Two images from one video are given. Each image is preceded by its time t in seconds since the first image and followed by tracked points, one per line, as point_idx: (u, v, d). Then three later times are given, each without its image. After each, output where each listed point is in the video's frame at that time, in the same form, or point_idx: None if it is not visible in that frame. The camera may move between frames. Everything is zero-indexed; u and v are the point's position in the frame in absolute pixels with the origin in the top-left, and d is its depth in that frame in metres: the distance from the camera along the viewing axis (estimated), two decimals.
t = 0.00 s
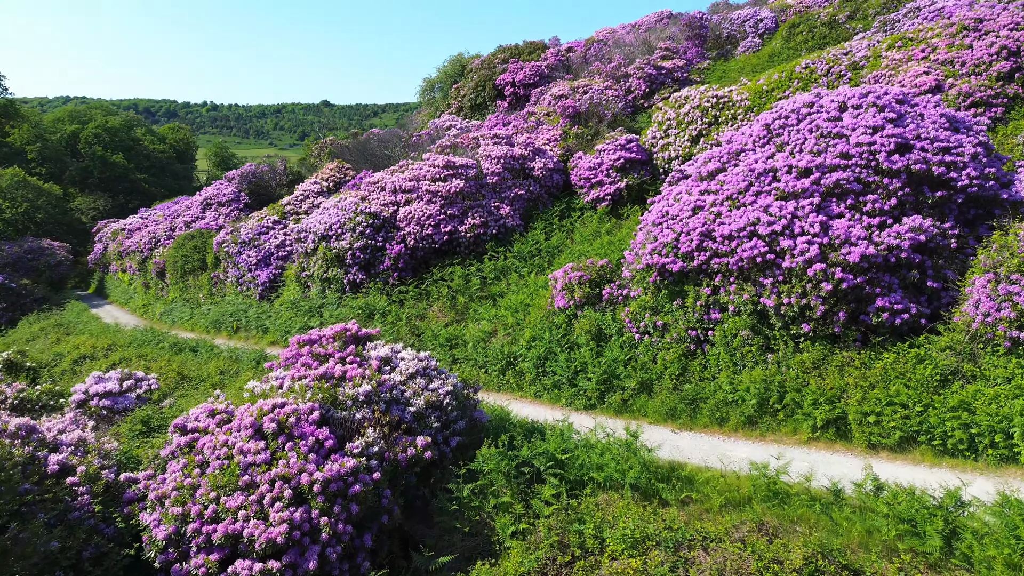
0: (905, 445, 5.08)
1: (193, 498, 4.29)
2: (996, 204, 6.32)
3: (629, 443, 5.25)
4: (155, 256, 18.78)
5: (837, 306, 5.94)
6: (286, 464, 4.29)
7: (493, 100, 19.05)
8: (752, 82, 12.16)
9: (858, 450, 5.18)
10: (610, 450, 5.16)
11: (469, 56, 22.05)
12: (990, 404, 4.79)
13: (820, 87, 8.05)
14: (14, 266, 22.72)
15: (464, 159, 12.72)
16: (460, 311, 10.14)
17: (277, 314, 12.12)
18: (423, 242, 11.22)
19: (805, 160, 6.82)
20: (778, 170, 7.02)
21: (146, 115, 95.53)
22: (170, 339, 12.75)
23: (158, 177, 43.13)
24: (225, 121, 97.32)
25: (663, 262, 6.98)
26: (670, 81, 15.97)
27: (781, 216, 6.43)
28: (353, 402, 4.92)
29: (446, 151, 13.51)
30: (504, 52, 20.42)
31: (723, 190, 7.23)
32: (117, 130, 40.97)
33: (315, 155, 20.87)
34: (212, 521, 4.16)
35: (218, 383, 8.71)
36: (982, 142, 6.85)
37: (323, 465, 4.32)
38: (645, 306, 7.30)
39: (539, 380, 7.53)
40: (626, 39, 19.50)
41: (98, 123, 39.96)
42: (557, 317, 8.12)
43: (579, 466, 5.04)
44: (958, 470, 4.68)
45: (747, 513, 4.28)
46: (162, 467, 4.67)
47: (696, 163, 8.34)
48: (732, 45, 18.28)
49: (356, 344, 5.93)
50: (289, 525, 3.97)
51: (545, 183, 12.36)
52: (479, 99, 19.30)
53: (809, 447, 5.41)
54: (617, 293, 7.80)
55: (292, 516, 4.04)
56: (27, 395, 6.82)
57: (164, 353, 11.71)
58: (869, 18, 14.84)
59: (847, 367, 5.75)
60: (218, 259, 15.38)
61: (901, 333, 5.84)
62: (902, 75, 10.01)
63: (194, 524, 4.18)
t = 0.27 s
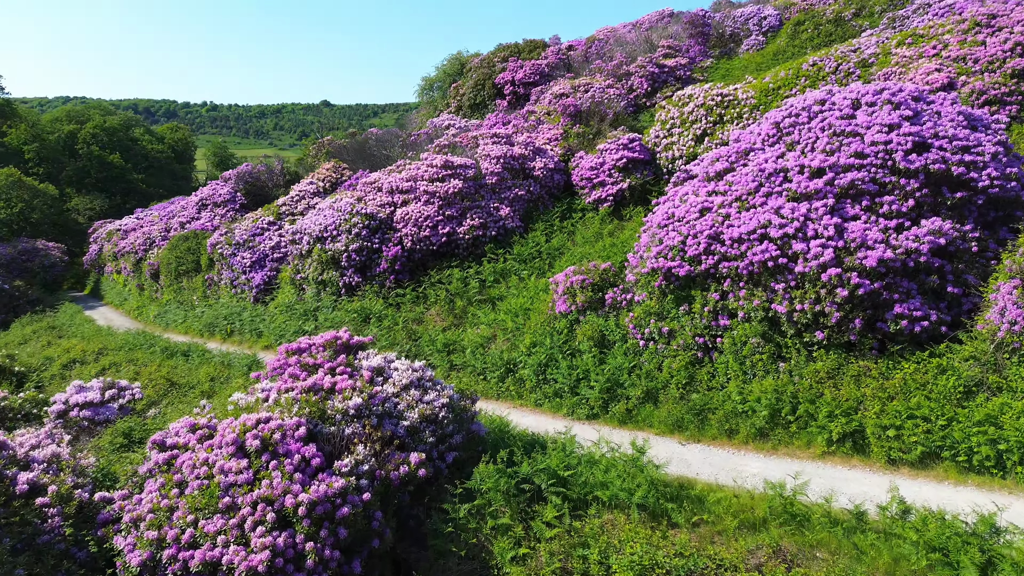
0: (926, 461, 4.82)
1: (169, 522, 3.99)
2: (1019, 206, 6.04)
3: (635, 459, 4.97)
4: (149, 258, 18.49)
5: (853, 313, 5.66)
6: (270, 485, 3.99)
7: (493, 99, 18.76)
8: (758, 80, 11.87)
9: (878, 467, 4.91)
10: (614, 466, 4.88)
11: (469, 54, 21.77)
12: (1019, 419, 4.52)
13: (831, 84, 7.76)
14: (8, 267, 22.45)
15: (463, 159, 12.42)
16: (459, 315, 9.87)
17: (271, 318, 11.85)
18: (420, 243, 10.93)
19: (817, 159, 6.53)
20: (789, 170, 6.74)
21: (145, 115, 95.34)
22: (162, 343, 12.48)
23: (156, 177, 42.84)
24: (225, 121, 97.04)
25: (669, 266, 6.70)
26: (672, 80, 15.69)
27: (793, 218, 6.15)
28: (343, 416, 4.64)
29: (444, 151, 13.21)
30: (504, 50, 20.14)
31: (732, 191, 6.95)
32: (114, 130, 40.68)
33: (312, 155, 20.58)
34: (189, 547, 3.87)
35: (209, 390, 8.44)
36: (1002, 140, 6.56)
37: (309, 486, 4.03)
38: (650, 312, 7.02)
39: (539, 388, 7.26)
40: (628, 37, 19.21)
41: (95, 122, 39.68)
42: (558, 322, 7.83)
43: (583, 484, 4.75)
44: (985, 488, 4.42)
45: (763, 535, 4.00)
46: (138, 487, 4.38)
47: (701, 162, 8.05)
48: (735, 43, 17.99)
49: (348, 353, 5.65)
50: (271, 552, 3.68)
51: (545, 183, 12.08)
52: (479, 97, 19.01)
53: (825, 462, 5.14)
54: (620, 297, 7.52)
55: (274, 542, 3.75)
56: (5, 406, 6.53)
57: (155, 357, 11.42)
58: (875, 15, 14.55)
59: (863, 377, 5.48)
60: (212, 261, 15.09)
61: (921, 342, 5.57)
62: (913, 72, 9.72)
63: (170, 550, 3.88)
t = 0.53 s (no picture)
0: (953, 479, 4.53)
1: (141, 550, 3.68)
2: None
3: (643, 477, 4.69)
4: (143, 259, 18.20)
5: (872, 321, 5.37)
6: (250, 510, 3.68)
7: (492, 99, 18.48)
8: (764, 78, 11.59)
9: (900, 485, 4.63)
10: (620, 485, 4.58)
11: (468, 53, 21.48)
12: None
13: (844, 81, 7.46)
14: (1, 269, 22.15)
15: (462, 159, 12.13)
16: (457, 320, 9.59)
17: (265, 322, 11.57)
18: (418, 246, 10.64)
19: (832, 159, 6.24)
20: (801, 171, 6.45)
21: (144, 115, 95.06)
22: (153, 347, 12.20)
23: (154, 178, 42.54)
24: (224, 121, 96.75)
25: (676, 271, 6.41)
26: (675, 78, 15.40)
27: (807, 221, 5.86)
28: (331, 433, 4.34)
29: (442, 150, 12.91)
30: (504, 49, 19.85)
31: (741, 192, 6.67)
32: (112, 130, 40.39)
33: (309, 155, 20.30)
34: None
35: (198, 398, 8.16)
36: None
37: (293, 511, 3.73)
38: (655, 318, 6.73)
39: (540, 398, 6.97)
40: (630, 35, 18.93)
41: (92, 122, 39.40)
42: (559, 328, 7.55)
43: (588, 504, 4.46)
44: (1017, 511, 4.13)
45: (783, 564, 3.72)
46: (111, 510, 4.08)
47: (708, 162, 7.76)
48: (739, 41, 17.71)
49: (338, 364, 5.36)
50: None
51: (546, 184, 11.79)
52: (478, 97, 18.72)
53: (843, 480, 4.86)
54: (624, 303, 7.23)
55: (254, 573, 3.44)
56: None
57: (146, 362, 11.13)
58: (883, 13, 14.27)
59: (883, 389, 5.20)
60: (206, 263, 14.79)
61: (943, 352, 5.28)
62: (925, 69, 9.43)
63: None
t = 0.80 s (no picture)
0: (981, 499, 4.23)
1: None
2: None
3: (651, 497, 4.39)
4: (136, 260, 17.90)
5: (892, 329, 5.07)
6: (226, 537, 3.34)
7: (492, 97, 18.19)
8: (770, 75, 11.29)
9: (925, 506, 4.34)
10: (627, 506, 4.29)
11: (468, 52, 21.19)
12: None
13: (857, 78, 7.16)
14: None
15: (460, 158, 11.82)
16: (455, 324, 9.30)
17: (259, 326, 11.29)
18: (415, 248, 10.35)
19: (848, 158, 5.95)
20: (815, 170, 6.16)
21: (143, 115, 94.77)
22: (144, 350, 11.91)
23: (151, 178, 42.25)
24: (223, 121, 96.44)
25: (684, 275, 6.12)
26: (678, 76, 15.10)
27: (823, 223, 5.57)
28: (317, 452, 4.05)
29: (440, 150, 12.60)
30: (504, 47, 19.56)
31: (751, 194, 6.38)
32: (109, 129, 40.10)
33: (306, 155, 20.01)
34: None
35: (186, 407, 7.86)
36: None
37: (273, 539, 3.43)
38: (661, 325, 6.44)
39: (541, 407, 6.69)
40: (632, 32, 18.64)
41: (89, 122, 39.10)
42: (561, 334, 7.25)
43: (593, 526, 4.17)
44: None
45: None
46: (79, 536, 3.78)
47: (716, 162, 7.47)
48: (743, 38, 17.41)
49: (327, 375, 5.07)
50: None
51: (546, 184, 11.50)
52: (477, 95, 18.43)
53: (863, 498, 4.57)
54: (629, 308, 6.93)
55: None
56: None
57: (136, 367, 10.83)
58: (891, 9, 13.98)
59: (905, 402, 4.91)
60: (199, 265, 14.49)
61: (967, 362, 5.01)
62: (939, 66, 9.14)
63: None
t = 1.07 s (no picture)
0: (1015, 523, 3.91)
1: None
2: None
3: (660, 521, 4.09)
4: (130, 262, 17.59)
5: (916, 338, 4.77)
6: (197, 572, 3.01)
7: (492, 96, 17.89)
8: (777, 72, 10.99)
9: (953, 530, 4.04)
10: (634, 531, 3.99)
11: (467, 50, 20.89)
12: None
13: (872, 73, 6.86)
14: None
15: (458, 157, 11.51)
16: (452, 329, 9.01)
17: (252, 330, 11.01)
18: (412, 250, 10.06)
19: (865, 157, 5.65)
20: (830, 170, 5.86)
21: (142, 115, 94.44)
22: (135, 354, 11.62)
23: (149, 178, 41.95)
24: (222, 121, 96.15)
25: (692, 280, 5.81)
26: (681, 74, 14.81)
27: (840, 226, 5.27)
28: (300, 474, 3.74)
29: (438, 149, 12.28)
30: (504, 45, 19.25)
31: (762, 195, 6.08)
32: (106, 129, 39.79)
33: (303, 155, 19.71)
34: None
35: (173, 415, 7.56)
36: None
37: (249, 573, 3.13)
38: (668, 332, 6.13)
39: (542, 418, 6.39)
40: (634, 30, 18.33)
41: (86, 122, 38.80)
42: (562, 341, 6.96)
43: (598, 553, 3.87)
44: None
45: None
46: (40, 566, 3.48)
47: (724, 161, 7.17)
48: (747, 36, 17.11)
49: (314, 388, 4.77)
50: None
51: (546, 184, 11.20)
52: (477, 94, 18.13)
53: (886, 520, 4.27)
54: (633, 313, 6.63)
55: None
56: None
57: (124, 372, 10.53)
58: (899, 6, 13.68)
59: (929, 417, 4.62)
60: (192, 267, 14.17)
61: (994, 374, 4.74)
62: (953, 62, 8.85)
63: None
